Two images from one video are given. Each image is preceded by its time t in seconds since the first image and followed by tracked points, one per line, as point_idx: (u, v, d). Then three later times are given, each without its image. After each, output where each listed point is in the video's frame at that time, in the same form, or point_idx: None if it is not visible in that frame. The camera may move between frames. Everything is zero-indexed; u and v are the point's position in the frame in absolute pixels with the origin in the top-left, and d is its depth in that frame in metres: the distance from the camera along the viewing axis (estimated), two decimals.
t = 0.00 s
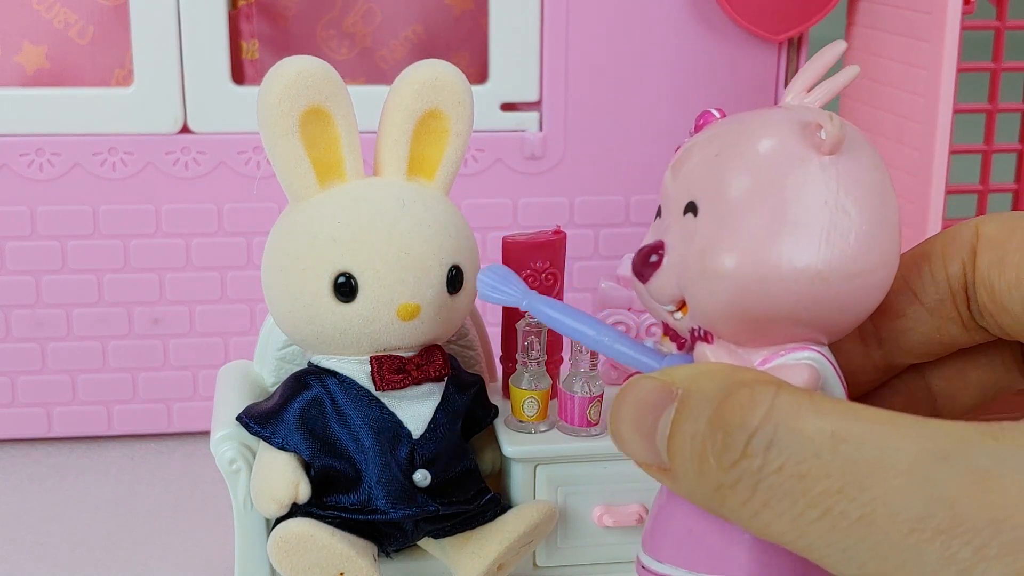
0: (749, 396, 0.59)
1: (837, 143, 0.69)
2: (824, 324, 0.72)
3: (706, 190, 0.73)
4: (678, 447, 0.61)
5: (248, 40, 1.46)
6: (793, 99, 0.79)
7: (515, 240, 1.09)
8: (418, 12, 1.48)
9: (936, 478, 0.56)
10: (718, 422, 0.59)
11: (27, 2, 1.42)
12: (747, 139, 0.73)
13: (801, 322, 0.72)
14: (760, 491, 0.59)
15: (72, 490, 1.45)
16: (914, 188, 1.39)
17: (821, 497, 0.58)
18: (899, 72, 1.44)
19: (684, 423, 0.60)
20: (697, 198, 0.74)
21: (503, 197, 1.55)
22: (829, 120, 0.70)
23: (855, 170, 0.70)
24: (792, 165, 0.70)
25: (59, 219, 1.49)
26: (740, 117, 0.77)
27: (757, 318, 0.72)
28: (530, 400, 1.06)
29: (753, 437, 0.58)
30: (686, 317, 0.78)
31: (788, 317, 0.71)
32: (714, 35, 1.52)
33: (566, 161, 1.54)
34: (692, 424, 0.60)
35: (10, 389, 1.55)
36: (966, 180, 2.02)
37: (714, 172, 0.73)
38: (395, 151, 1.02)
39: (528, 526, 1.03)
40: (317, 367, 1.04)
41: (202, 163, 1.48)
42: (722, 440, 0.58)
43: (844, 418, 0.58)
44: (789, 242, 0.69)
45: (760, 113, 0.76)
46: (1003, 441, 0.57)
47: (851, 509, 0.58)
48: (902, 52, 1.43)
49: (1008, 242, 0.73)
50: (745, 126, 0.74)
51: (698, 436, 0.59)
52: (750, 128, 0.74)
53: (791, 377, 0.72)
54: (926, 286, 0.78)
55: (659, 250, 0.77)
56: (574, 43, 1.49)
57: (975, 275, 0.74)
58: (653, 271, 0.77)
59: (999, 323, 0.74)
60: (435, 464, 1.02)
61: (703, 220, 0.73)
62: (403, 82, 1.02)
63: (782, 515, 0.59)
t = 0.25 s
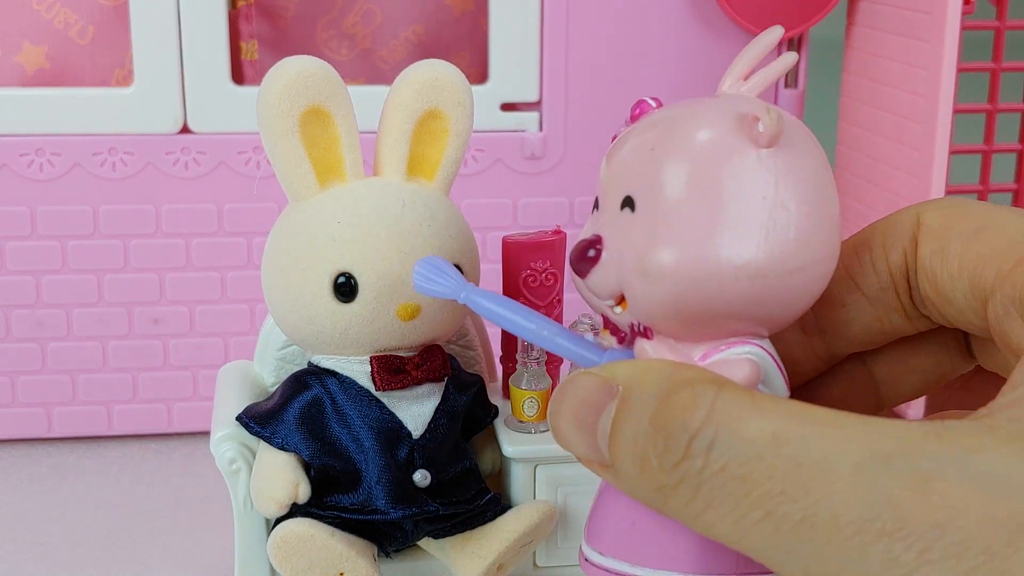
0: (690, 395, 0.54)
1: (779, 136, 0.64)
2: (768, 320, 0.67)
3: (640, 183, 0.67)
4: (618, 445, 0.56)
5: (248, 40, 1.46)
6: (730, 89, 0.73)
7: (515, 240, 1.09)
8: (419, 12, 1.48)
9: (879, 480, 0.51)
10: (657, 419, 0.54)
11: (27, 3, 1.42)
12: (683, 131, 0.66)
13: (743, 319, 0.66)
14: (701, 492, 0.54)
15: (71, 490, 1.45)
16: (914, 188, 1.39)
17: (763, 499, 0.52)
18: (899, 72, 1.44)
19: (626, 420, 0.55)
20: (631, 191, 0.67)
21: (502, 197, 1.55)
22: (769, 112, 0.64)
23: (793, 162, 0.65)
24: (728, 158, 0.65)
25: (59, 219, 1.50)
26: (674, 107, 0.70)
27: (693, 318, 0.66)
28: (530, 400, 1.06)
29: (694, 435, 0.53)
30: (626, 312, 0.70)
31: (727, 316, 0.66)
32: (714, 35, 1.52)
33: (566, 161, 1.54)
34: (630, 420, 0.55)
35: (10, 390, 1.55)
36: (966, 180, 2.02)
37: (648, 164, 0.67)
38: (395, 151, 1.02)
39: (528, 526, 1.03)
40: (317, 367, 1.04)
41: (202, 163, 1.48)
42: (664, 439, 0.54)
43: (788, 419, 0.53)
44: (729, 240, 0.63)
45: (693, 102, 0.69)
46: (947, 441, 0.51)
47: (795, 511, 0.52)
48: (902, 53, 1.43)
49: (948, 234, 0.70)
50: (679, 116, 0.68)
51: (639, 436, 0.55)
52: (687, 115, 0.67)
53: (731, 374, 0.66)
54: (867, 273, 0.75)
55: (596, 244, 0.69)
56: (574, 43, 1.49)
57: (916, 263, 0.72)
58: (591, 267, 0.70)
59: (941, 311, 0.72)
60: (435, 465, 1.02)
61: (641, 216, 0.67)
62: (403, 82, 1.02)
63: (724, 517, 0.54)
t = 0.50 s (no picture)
0: (684, 398, 0.54)
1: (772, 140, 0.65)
2: (761, 321, 0.68)
3: (635, 186, 0.68)
4: (614, 447, 0.56)
5: (248, 40, 1.46)
6: (724, 94, 0.73)
7: (515, 240, 1.09)
8: (419, 12, 1.47)
9: (870, 481, 0.51)
10: (651, 421, 0.54)
11: (26, 2, 1.42)
12: (678, 135, 0.67)
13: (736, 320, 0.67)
14: (695, 494, 0.53)
15: (71, 490, 1.45)
16: (915, 188, 1.39)
17: (755, 501, 0.52)
18: (899, 72, 1.44)
19: (621, 423, 0.55)
20: (627, 195, 0.68)
21: (502, 197, 1.55)
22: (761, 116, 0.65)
23: (787, 167, 0.66)
24: (721, 163, 0.65)
25: (59, 219, 1.50)
26: (668, 111, 0.71)
27: (686, 320, 0.67)
28: (530, 400, 1.06)
29: (687, 438, 0.53)
30: (621, 315, 0.71)
31: (719, 318, 0.67)
32: (714, 35, 1.52)
33: (566, 161, 1.54)
34: (625, 423, 0.55)
35: (10, 390, 1.55)
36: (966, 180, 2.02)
37: (643, 168, 0.68)
38: (395, 151, 1.02)
39: (528, 526, 1.03)
40: (317, 367, 1.04)
41: (202, 163, 1.48)
42: (658, 441, 0.53)
43: (780, 421, 0.53)
44: (722, 243, 0.64)
45: (688, 106, 0.70)
46: (938, 442, 0.51)
47: (787, 512, 0.52)
48: (902, 53, 1.43)
49: (940, 238, 0.70)
50: (673, 120, 0.69)
51: (634, 438, 0.55)
52: (682, 120, 0.68)
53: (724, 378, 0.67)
54: (859, 277, 0.76)
55: (591, 247, 0.70)
56: (574, 43, 1.49)
57: (909, 266, 0.72)
58: (587, 269, 0.70)
59: (933, 315, 0.72)
60: (435, 465, 1.02)
61: (635, 219, 0.67)
62: (403, 82, 1.02)
63: (717, 518, 0.54)
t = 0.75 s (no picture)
0: (666, 420, 0.54)
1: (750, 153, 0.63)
2: (744, 337, 0.66)
3: (614, 204, 0.67)
4: (598, 470, 0.57)
5: (248, 40, 1.46)
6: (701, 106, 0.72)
7: (515, 240, 1.10)
8: (419, 12, 1.47)
9: (855, 503, 0.51)
10: (637, 445, 0.54)
11: (26, 2, 1.42)
12: (656, 151, 0.66)
13: (718, 337, 0.66)
14: (680, 518, 0.54)
15: (71, 490, 1.45)
16: (915, 188, 1.39)
17: (740, 526, 0.52)
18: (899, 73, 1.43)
19: (606, 444, 0.56)
20: (605, 213, 0.67)
21: (502, 197, 1.55)
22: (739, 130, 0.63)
23: (765, 181, 0.64)
24: (699, 178, 0.64)
25: (59, 219, 1.50)
26: (648, 126, 0.70)
27: (668, 337, 0.66)
28: (530, 400, 1.07)
29: (671, 463, 0.53)
30: (602, 334, 0.71)
31: (701, 336, 0.65)
32: (714, 35, 1.52)
33: (566, 161, 1.54)
34: (613, 446, 0.56)
35: (10, 389, 1.55)
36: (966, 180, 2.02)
37: (621, 186, 0.67)
38: (395, 151, 1.02)
39: (528, 527, 1.03)
40: (317, 367, 1.04)
41: (202, 163, 1.48)
42: (641, 466, 0.54)
43: (764, 442, 0.53)
44: (700, 259, 0.63)
45: (667, 121, 0.69)
46: (921, 460, 0.51)
47: (771, 536, 0.52)
48: (902, 53, 1.43)
49: (922, 248, 0.71)
50: (652, 135, 0.68)
51: (618, 460, 0.55)
52: (660, 135, 0.67)
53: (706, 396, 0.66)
54: (841, 288, 0.76)
55: (572, 265, 0.69)
56: (574, 43, 1.49)
57: (891, 276, 0.73)
58: (568, 289, 0.70)
59: (916, 325, 0.73)
60: (435, 465, 1.02)
61: (614, 237, 0.66)
62: (403, 82, 1.02)
63: (702, 542, 0.54)
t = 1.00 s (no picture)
0: (609, 454, 0.53)
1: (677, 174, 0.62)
2: (682, 358, 0.66)
3: (544, 234, 0.65)
4: (543, 505, 0.54)
5: (248, 40, 1.46)
6: (625, 123, 0.72)
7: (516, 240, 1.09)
8: (419, 12, 1.47)
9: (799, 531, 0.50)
10: (578, 481, 0.52)
11: (27, 2, 1.42)
12: (583, 176, 0.65)
13: (654, 361, 0.65)
14: (627, 554, 0.53)
15: (71, 490, 1.45)
16: (915, 188, 1.39)
17: (687, 559, 0.51)
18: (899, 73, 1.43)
19: (550, 480, 0.54)
20: (537, 243, 0.66)
21: (502, 197, 1.55)
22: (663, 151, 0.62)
23: (693, 200, 0.63)
24: (628, 203, 0.63)
25: (59, 219, 1.50)
26: (574, 150, 0.69)
27: (604, 365, 0.65)
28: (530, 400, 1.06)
29: (614, 497, 0.52)
30: (541, 364, 0.69)
31: (639, 361, 0.64)
32: (714, 35, 1.52)
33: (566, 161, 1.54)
34: (553, 481, 0.54)
35: (10, 390, 1.55)
36: (966, 180, 2.02)
37: (550, 213, 0.65)
38: (395, 152, 1.02)
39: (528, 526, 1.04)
40: (317, 367, 1.04)
41: (202, 162, 1.48)
42: (585, 502, 0.52)
43: (705, 471, 0.52)
44: (633, 286, 0.62)
45: (593, 144, 0.68)
46: (865, 484, 0.51)
47: (720, 569, 0.51)
48: (902, 53, 1.43)
49: (859, 254, 0.71)
50: (579, 159, 0.66)
51: (563, 496, 0.53)
52: (585, 161, 0.66)
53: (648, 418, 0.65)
54: (778, 298, 0.77)
55: (505, 296, 0.68)
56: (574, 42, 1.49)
57: (828, 284, 0.74)
58: (504, 319, 0.68)
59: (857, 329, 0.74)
60: (435, 465, 1.02)
61: (546, 267, 0.65)
62: (403, 82, 1.02)
63: None
